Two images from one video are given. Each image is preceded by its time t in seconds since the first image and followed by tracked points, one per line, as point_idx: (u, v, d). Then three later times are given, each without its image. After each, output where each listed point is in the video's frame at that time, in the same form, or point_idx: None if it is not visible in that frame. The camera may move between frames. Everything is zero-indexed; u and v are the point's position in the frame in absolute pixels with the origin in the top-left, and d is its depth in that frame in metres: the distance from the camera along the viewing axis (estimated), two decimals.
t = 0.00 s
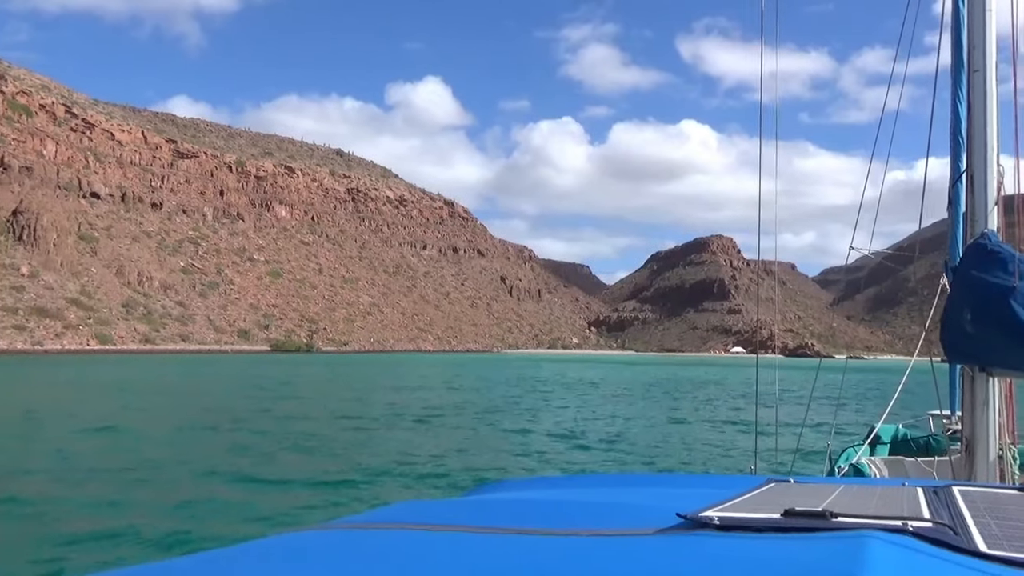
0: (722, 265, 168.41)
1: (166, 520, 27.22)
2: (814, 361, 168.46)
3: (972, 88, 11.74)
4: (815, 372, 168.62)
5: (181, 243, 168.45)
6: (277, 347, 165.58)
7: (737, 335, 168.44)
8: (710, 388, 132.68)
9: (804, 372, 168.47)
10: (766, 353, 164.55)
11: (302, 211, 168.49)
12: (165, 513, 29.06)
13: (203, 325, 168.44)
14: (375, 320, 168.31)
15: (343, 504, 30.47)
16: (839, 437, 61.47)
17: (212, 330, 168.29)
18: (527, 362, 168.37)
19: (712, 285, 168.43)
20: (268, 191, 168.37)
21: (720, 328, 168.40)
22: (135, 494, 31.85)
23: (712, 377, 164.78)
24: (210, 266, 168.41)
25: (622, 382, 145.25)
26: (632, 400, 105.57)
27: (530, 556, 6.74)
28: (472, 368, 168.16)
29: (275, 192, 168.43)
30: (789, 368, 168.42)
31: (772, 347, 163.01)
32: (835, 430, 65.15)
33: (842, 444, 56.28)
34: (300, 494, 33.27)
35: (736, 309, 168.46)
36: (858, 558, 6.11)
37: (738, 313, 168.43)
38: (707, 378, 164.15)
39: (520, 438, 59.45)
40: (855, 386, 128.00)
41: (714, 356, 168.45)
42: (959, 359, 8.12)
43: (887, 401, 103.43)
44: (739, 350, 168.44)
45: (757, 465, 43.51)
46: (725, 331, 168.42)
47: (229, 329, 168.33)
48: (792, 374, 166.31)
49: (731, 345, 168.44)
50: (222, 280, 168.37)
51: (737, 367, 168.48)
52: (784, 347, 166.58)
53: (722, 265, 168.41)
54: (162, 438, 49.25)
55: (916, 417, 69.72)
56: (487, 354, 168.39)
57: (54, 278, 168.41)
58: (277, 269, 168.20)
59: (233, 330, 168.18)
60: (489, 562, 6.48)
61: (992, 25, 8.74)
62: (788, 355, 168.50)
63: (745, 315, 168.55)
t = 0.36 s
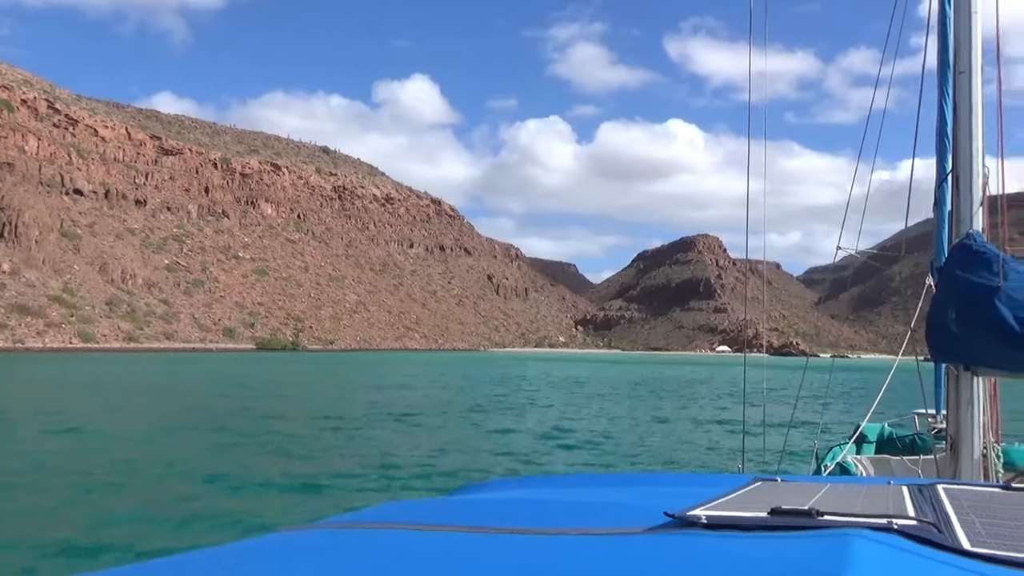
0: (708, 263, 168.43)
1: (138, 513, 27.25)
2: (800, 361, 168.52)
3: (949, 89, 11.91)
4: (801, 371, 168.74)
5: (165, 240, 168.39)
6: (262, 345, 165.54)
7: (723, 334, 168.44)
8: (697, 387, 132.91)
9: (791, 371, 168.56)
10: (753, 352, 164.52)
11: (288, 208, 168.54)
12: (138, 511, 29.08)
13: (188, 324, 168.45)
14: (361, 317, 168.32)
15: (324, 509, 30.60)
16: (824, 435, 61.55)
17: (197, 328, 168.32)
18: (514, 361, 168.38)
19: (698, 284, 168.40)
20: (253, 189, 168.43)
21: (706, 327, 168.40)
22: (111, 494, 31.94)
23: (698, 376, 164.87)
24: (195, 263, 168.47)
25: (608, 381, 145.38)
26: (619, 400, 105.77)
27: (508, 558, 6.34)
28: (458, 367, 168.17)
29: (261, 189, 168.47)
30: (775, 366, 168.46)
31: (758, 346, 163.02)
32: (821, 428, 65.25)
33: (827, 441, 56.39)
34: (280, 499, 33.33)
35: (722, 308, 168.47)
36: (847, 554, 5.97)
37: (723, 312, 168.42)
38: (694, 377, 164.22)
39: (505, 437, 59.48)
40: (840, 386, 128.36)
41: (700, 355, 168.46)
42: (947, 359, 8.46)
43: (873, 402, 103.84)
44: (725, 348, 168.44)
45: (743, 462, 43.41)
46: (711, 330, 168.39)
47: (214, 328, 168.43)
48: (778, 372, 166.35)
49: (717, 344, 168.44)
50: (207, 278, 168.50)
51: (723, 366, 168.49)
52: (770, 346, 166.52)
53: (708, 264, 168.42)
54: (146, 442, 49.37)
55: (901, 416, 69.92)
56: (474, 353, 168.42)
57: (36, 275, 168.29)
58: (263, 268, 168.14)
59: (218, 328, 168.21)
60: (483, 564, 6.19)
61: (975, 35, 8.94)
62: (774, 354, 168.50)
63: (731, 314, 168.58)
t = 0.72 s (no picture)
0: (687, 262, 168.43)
1: (76, 477, 25.95)
2: (780, 360, 168.70)
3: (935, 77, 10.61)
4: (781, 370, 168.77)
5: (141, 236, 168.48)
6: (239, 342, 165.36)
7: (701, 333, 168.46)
8: (676, 383, 133.18)
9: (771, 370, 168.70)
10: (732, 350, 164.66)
11: (265, 204, 168.59)
12: (77, 471, 27.70)
13: (163, 321, 168.49)
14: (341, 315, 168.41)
15: (296, 465, 30.42)
16: (802, 426, 61.37)
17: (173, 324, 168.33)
18: (493, 357, 168.40)
19: (677, 283, 168.41)
20: (231, 185, 168.44)
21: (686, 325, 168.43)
22: (54, 456, 30.50)
23: (678, 374, 164.97)
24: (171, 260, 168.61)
25: (588, 378, 145.43)
26: (599, 394, 105.88)
27: (320, 560, 4.33)
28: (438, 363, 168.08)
29: (239, 185, 168.49)
30: (755, 365, 168.58)
31: (738, 344, 163.27)
32: (798, 421, 65.12)
33: (805, 430, 56.20)
34: (251, 455, 33.00)
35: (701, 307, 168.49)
36: (815, 551, 3.95)
37: (703, 310, 168.42)
38: (674, 375, 164.33)
39: (483, 419, 59.24)
40: (818, 384, 128.51)
41: (679, 354, 168.49)
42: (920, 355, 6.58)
43: (852, 399, 103.83)
44: (704, 347, 168.48)
45: (720, 449, 43.03)
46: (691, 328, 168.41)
47: (190, 324, 168.38)
48: (759, 371, 166.31)
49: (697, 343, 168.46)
50: (183, 274, 168.59)
51: (702, 365, 168.58)
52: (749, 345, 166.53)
53: (687, 263, 168.44)
54: (122, 404, 49.11)
55: (879, 412, 69.86)
56: (454, 351, 168.46)
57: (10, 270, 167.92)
58: (240, 265, 168.37)
59: (195, 325, 168.16)
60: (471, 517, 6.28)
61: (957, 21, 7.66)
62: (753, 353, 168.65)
63: (710, 312, 168.60)
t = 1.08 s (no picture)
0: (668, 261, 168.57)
1: (49, 475, 25.73)
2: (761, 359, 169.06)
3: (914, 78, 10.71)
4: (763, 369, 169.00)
5: (118, 232, 168.40)
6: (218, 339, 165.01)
7: (681, 331, 168.61)
8: (658, 382, 133.40)
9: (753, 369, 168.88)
10: (713, 349, 164.90)
11: (244, 200, 168.36)
12: (48, 468, 27.23)
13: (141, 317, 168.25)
14: (321, 312, 168.31)
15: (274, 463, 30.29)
16: (783, 424, 61.42)
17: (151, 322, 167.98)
18: (474, 355, 168.36)
19: (657, 282, 168.55)
20: (210, 181, 168.11)
21: (667, 324, 168.57)
22: (24, 454, 29.99)
23: (660, 372, 165.13)
24: (149, 256, 168.34)
25: (569, 377, 145.53)
26: (581, 392, 106.07)
27: (300, 561, 4.23)
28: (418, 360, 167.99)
29: (218, 181, 168.17)
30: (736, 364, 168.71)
31: (719, 343, 163.60)
32: (779, 420, 65.26)
33: (786, 428, 56.31)
34: (229, 452, 32.82)
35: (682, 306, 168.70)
36: (798, 548, 3.95)
37: (683, 309, 168.58)
38: (655, 373, 164.59)
39: (465, 416, 59.19)
40: (798, 382, 129.26)
41: (660, 353, 168.62)
42: (897, 354, 6.59)
43: (832, 398, 104.18)
44: (685, 346, 168.63)
45: (701, 447, 43.00)
46: (672, 327, 168.59)
47: (169, 321, 168.15)
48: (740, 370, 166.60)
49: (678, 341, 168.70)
50: (161, 271, 168.46)
51: (683, 364, 168.72)
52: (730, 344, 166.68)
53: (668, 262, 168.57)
54: (99, 401, 48.95)
55: (860, 411, 70.04)
56: (434, 349, 168.41)
57: None
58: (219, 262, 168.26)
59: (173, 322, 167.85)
60: (451, 514, 6.23)
61: (939, 25, 7.73)
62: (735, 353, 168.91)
63: (690, 311, 168.80)
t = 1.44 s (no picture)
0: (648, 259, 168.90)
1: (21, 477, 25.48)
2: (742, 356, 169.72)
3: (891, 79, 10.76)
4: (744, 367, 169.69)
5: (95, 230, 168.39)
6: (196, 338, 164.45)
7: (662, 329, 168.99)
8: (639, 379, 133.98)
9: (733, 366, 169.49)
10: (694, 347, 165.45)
11: (222, 198, 168.18)
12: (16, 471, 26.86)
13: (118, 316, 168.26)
14: (300, 311, 168.24)
15: (251, 463, 30.11)
16: (763, 422, 61.61)
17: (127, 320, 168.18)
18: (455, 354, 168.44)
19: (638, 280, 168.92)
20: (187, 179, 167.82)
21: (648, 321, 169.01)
22: None
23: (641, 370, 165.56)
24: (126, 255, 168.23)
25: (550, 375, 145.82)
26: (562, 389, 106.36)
27: (288, 560, 4.18)
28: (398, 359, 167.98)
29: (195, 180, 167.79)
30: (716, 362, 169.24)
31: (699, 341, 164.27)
32: (760, 418, 65.52)
33: (766, 425, 56.49)
34: (205, 451, 32.63)
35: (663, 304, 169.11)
36: (781, 544, 3.93)
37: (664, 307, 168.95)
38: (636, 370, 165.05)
39: (446, 413, 59.14)
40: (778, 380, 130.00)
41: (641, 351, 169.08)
42: (878, 352, 6.60)
43: (812, 394, 104.89)
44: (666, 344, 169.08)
45: (681, 445, 43.07)
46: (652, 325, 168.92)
47: (145, 321, 168.56)
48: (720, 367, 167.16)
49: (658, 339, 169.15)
50: (138, 269, 168.44)
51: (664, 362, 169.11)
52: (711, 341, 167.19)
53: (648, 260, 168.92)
54: (74, 400, 48.69)
55: (840, 408, 70.43)
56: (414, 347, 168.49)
57: None
58: (196, 260, 168.44)
59: (150, 322, 168.17)
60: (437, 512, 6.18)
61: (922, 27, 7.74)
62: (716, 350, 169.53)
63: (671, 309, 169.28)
